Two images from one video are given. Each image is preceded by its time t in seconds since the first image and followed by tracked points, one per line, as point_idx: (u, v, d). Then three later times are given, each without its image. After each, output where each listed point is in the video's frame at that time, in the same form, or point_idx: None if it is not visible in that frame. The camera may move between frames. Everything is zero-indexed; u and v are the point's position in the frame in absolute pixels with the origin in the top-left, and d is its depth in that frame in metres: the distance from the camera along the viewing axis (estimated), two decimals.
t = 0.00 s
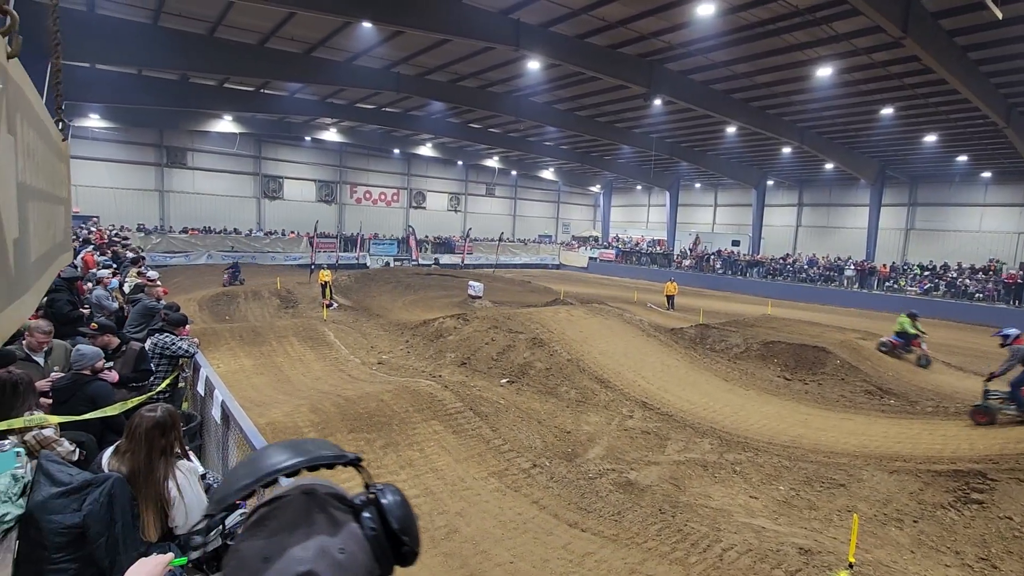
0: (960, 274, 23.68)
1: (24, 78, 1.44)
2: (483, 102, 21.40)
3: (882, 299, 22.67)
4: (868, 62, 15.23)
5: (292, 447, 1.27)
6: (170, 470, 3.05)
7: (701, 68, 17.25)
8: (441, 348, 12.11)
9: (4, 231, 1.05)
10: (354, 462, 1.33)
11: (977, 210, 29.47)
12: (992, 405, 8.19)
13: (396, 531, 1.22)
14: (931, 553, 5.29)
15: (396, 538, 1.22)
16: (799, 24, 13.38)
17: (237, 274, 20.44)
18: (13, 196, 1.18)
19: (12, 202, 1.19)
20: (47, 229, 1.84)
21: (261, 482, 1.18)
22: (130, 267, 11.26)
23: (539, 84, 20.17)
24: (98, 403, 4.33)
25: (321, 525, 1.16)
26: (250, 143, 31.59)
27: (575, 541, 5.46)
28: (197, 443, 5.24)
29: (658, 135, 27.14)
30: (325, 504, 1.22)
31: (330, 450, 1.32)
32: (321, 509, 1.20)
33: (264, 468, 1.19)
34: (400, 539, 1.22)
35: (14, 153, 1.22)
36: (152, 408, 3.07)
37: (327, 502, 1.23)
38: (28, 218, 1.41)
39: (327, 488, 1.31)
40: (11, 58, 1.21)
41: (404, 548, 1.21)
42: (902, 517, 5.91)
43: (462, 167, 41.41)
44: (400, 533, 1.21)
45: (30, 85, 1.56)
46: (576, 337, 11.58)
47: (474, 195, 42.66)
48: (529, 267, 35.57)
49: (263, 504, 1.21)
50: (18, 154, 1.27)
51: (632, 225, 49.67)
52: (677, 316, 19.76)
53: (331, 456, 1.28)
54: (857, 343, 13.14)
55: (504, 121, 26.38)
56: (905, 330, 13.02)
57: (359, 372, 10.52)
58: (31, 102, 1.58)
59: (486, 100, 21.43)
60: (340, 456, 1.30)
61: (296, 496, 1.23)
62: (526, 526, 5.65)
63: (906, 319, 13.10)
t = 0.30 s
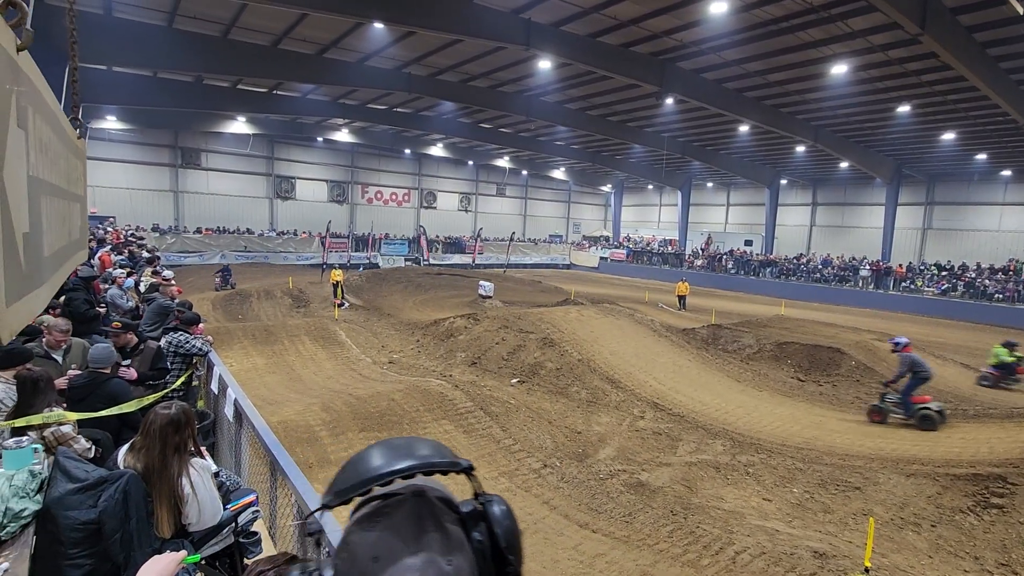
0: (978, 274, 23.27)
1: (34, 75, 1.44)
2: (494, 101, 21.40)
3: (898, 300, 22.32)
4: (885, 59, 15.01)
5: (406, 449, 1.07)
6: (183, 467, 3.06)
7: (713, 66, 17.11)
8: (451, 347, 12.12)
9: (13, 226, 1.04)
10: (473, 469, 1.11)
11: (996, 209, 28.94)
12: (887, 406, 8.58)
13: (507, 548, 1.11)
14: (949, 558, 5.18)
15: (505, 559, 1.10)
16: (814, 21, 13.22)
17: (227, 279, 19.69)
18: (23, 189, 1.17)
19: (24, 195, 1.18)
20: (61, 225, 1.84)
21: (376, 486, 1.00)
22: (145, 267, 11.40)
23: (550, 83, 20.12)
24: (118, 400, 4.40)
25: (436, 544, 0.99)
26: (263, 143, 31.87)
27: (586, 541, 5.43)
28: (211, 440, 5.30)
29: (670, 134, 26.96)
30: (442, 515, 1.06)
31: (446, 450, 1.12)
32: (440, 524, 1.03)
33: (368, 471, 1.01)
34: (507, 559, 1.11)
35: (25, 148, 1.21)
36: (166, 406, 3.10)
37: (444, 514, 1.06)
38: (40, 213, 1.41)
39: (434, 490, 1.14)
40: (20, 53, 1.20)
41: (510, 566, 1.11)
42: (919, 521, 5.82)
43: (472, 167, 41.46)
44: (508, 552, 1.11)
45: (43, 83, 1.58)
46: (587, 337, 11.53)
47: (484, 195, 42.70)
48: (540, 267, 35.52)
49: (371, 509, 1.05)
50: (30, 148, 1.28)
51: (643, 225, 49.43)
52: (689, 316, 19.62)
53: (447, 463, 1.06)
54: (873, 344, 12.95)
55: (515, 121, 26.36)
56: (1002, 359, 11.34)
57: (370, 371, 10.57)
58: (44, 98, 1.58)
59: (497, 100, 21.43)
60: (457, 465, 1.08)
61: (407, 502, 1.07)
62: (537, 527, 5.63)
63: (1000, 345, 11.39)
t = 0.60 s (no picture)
0: (994, 274, 22.91)
1: (45, 82, 1.48)
2: (503, 101, 21.42)
3: (912, 300, 22.04)
4: (898, 57, 14.83)
5: (482, 445, 1.26)
6: (194, 466, 3.08)
7: (723, 65, 17.00)
8: (460, 347, 12.14)
9: (24, 232, 1.08)
10: (544, 486, 1.19)
11: (1012, 208, 28.47)
12: (787, 389, 9.42)
13: None
14: (964, 563, 5.11)
15: None
16: (826, 19, 13.09)
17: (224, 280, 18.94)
18: (32, 194, 1.20)
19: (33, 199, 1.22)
20: (70, 227, 1.88)
21: (458, 469, 1.24)
22: (158, 267, 11.53)
23: (559, 83, 20.09)
24: (135, 396, 4.48)
25: (492, 537, 1.16)
26: (273, 145, 32.11)
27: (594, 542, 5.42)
28: (222, 439, 5.36)
29: (680, 134, 26.84)
30: (513, 520, 1.21)
31: (529, 460, 1.25)
32: (506, 526, 1.19)
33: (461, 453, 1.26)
34: None
35: (35, 154, 1.25)
36: (176, 405, 3.14)
37: (514, 520, 1.21)
38: (49, 215, 1.43)
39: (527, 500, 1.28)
40: (29, 60, 1.24)
41: None
42: (933, 524, 5.74)
43: (481, 167, 41.50)
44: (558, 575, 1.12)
45: (53, 88, 1.59)
46: (595, 337, 11.50)
47: (493, 195, 42.72)
48: (549, 267, 35.49)
49: (469, 495, 1.30)
50: (36, 151, 1.28)
51: (652, 225, 49.22)
52: (699, 317, 19.51)
53: (522, 470, 1.19)
54: (886, 345, 12.79)
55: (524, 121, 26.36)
56: None
57: (379, 371, 10.61)
58: (55, 105, 1.62)
59: (506, 100, 21.45)
60: (521, 471, 1.18)
61: (492, 504, 1.25)
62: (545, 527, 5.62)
63: None
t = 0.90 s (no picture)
0: (1006, 274, 22.64)
1: (40, 84, 1.46)
2: (509, 101, 21.40)
3: (921, 300, 21.85)
4: (908, 55, 14.70)
5: (486, 440, 1.41)
6: (199, 464, 3.10)
7: (730, 64, 16.92)
8: (465, 347, 12.15)
9: (17, 239, 1.07)
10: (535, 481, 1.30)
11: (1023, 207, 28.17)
12: (704, 354, 10.67)
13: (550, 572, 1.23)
14: (973, 566, 5.06)
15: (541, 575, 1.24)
16: (834, 18, 13.00)
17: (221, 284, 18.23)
18: (25, 200, 1.19)
19: (26, 203, 1.20)
20: (68, 229, 1.88)
21: (466, 461, 1.41)
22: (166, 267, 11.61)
23: (565, 83, 20.04)
24: (147, 393, 4.53)
25: (486, 524, 1.32)
26: (280, 145, 32.27)
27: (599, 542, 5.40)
28: (228, 438, 5.37)
29: (687, 134, 26.73)
30: (509, 510, 1.35)
31: (528, 457, 1.37)
32: (501, 516, 1.34)
33: (475, 444, 1.41)
34: None
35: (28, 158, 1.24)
36: (183, 404, 3.15)
37: (510, 510, 1.35)
38: (45, 219, 1.43)
39: (527, 494, 1.41)
40: (24, 64, 1.23)
41: None
42: (942, 527, 5.67)
43: (487, 167, 41.52)
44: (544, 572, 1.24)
45: (48, 90, 1.60)
46: (601, 337, 11.46)
47: (499, 195, 42.72)
48: (555, 267, 35.44)
49: (481, 487, 1.46)
50: (31, 155, 1.28)
51: (659, 225, 49.05)
52: (706, 317, 19.43)
53: (516, 465, 1.31)
54: (895, 346, 12.69)
55: (529, 121, 26.33)
56: None
57: (385, 371, 10.64)
58: (50, 107, 1.61)
59: (511, 101, 21.45)
60: (515, 467, 1.31)
61: (494, 497, 1.40)
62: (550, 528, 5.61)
63: None
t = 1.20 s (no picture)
0: (1009, 274, 22.57)
1: (32, 85, 1.48)
2: (511, 101, 21.39)
3: (924, 301, 21.78)
4: (911, 55, 14.65)
5: (403, 429, 1.32)
6: (200, 464, 3.09)
7: (732, 64, 16.88)
8: (467, 347, 12.16)
9: (7, 238, 1.08)
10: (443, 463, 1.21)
11: None
12: (647, 319, 12.11)
13: (455, 560, 1.11)
14: (976, 566, 5.04)
15: (448, 563, 1.12)
16: (837, 17, 12.97)
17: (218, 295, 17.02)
18: (16, 197, 1.20)
19: (17, 203, 1.22)
20: (63, 229, 1.90)
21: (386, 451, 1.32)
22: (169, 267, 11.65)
23: (566, 83, 20.01)
24: (153, 391, 4.56)
25: (402, 510, 1.22)
26: (283, 145, 32.33)
27: (600, 542, 5.40)
28: (229, 438, 5.37)
29: (689, 134, 26.68)
30: (427, 495, 1.25)
31: (447, 442, 1.28)
32: (419, 501, 1.24)
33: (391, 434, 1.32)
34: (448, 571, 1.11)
35: (19, 158, 1.25)
36: (184, 403, 3.15)
37: (428, 497, 1.25)
38: (37, 218, 1.43)
39: (450, 480, 1.30)
40: (15, 65, 1.25)
41: None
42: (945, 528, 5.65)
43: (489, 168, 41.53)
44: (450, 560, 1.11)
45: (41, 88, 1.60)
46: (603, 338, 11.44)
47: (501, 195, 42.73)
48: (557, 267, 35.42)
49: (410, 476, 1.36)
50: (23, 154, 1.29)
51: (661, 225, 49.01)
52: (708, 317, 19.39)
53: (426, 450, 1.23)
54: (898, 346, 12.66)
55: (531, 121, 26.33)
56: None
57: (387, 371, 10.64)
58: (42, 107, 1.62)
59: (513, 100, 21.43)
60: (427, 453, 1.23)
61: (416, 482, 1.30)
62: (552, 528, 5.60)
63: None
